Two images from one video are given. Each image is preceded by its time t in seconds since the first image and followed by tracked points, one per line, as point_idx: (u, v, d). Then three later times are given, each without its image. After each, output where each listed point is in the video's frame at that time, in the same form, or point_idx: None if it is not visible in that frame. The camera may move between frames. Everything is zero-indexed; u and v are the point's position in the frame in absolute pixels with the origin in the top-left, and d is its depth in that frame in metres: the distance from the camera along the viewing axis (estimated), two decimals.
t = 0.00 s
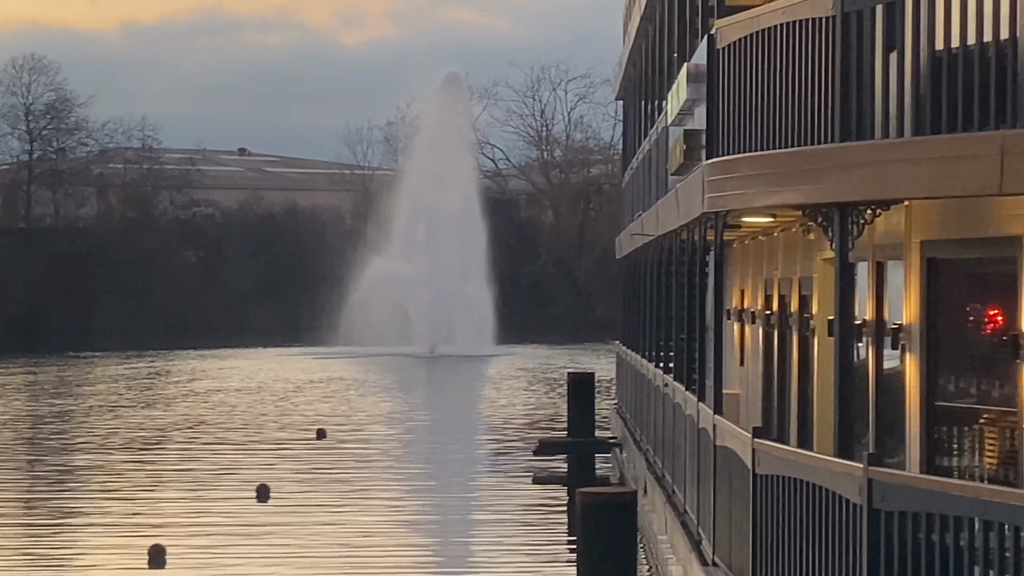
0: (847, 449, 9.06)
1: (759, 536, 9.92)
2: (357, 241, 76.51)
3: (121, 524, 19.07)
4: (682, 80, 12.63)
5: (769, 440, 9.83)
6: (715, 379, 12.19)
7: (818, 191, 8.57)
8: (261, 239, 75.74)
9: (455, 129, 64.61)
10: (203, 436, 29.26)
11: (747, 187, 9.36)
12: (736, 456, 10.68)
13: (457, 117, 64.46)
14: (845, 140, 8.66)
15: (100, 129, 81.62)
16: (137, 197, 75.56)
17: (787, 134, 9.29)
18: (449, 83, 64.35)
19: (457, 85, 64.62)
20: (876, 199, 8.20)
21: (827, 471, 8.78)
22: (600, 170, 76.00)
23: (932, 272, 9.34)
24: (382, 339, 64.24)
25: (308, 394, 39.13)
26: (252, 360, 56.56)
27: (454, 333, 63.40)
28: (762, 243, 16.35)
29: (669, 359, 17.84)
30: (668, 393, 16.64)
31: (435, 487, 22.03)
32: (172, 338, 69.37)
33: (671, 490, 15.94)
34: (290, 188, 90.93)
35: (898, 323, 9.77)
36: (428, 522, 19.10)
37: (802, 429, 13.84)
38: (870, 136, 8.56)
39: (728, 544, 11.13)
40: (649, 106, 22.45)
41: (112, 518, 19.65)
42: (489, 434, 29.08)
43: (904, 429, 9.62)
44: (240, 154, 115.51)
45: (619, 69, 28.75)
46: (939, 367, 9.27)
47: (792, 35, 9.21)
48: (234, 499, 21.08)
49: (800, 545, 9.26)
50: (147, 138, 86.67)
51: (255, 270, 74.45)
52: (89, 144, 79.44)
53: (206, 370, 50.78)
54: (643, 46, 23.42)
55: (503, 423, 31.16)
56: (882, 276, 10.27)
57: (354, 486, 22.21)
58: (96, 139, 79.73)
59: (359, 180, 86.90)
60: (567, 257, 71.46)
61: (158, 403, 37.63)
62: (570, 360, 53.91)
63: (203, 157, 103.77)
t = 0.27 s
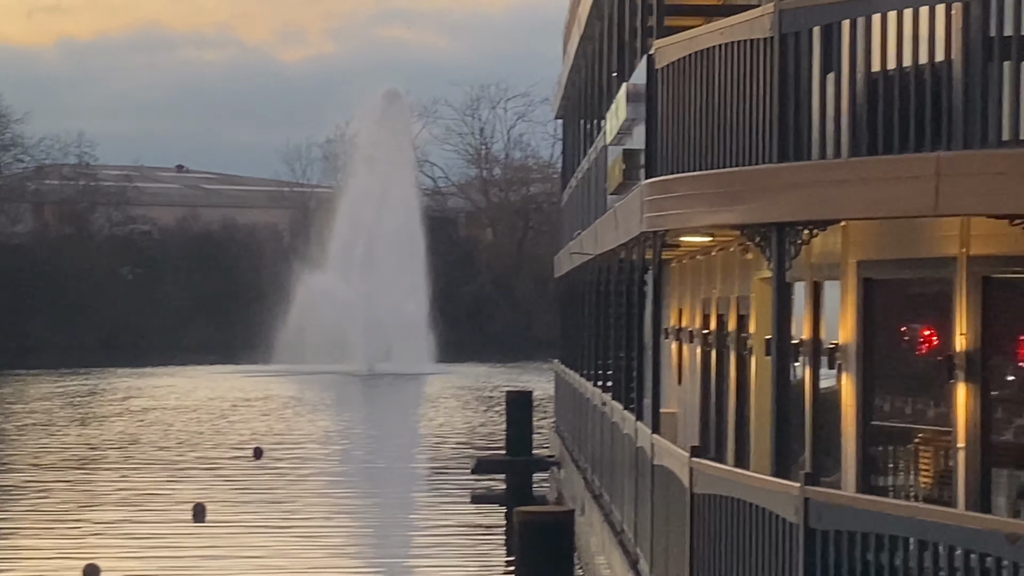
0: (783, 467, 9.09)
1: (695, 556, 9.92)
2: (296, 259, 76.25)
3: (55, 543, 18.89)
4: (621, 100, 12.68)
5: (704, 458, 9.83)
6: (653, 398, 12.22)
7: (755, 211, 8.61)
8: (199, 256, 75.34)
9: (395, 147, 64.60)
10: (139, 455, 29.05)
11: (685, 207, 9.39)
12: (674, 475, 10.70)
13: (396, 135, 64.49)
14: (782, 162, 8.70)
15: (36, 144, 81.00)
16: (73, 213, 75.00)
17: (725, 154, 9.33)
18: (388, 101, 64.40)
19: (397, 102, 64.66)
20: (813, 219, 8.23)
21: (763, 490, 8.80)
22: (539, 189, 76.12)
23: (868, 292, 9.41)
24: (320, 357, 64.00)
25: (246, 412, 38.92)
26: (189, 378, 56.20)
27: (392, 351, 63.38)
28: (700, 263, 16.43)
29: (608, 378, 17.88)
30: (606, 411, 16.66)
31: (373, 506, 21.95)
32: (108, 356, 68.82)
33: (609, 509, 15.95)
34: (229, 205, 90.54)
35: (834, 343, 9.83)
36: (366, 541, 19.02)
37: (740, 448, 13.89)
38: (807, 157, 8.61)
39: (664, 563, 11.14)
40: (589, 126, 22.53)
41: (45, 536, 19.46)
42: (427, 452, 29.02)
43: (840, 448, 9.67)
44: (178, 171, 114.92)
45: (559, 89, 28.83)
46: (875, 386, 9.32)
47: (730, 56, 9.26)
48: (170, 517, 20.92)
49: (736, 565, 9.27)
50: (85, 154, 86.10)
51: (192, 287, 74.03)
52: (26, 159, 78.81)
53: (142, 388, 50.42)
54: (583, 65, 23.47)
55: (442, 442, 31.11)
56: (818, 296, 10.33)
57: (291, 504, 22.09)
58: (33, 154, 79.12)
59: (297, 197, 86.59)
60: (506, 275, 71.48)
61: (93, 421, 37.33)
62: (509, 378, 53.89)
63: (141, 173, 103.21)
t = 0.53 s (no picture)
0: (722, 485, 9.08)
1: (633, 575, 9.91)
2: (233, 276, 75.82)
3: None
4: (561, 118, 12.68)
5: (643, 477, 9.82)
6: (592, 416, 12.20)
7: (695, 230, 8.62)
8: (136, 273, 74.77)
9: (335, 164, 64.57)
10: (74, 473, 28.72)
11: (624, 226, 9.39)
12: (613, 494, 10.67)
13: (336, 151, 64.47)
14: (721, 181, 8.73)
15: None
16: (7, 228, 74.24)
17: (664, 173, 9.34)
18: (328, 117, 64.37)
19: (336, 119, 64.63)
20: (752, 238, 8.25)
21: (702, 509, 8.79)
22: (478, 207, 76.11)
23: (806, 311, 9.44)
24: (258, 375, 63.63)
25: (182, 431, 38.61)
26: (125, 396, 55.72)
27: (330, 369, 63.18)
28: (639, 281, 16.45)
29: (546, 396, 17.86)
30: (545, 429, 16.62)
31: (310, 525, 21.80)
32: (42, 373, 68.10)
33: (548, 527, 15.91)
34: (166, 221, 89.96)
35: (773, 361, 9.86)
36: (303, 560, 18.87)
37: (678, 466, 13.89)
38: (746, 177, 8.64)
39: None
40: (528, 144, 22.53)
41: None
42: (365, 471, 28.89)
43: (779, 466, 9.69)
44: (115, 187, 114.10)
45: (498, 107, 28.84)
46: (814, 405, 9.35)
47: (669, 76, 9.28)
48: (104, 537, 20.69)
49: None
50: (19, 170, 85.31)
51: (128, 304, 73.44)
52: None
53: (77, 405, 49.91)
54: (523, 84, 23.49)
55: (379, 461, 30.97)
56: (757, 314, 10.36)
57: (228, 523, 21.91)
58: None
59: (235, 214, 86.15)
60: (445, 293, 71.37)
61: (27, 439, 36.89)
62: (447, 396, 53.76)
63: (76, 189, 102.38)
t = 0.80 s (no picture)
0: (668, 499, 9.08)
1: None
2: (176, 289, 75.35)
3: None
4: (507, 132, 12.67)
5: (589, 492, 9.79)
6: (538, 430, 12.19)
7: (640, 245, 8.63)
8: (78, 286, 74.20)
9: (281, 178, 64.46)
10: (13, 488, 28.41)
11: (570, 240, 9.39)
12: (557, 508, 10.66)
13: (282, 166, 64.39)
14: (667, 195, 8.74)
15: None
16: None
17: (609, 188, 9.35)
18: (276, 132, 64.26)
19: (281, 133, 64.49)
20: (697, 253, 8.26)
21: (647, 523, 8.78)
22: (423, 221, 76.01)
23: (751, 325, 9.48)
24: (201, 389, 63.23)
25: (123, 446, 38.27)
26: (66, 410, 55.25)
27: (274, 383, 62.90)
28: (584, 295, 16.47)
29: (491, 411, 17.84)
30: (490, 444, 16.59)
31: (255, 540, 21.66)
32: None
33: (493, 542, 15.87)
34: (108, 235, 89.28)
35: (718, 375, 9.89)
36: None
37: (624, 480, 13.92)
38: (692, 191, 8.66)
39: None
40: (473, 157, 22.50)
41: None
42: (309, 486, 28.73)
43: (724, 480, 9.71)
44: (57, 200, 113.27)
45: (443, 121, 28.80)
46: (759, 419, 9.38)
47: (614, 90, 9.29)
48: (45, 553, 20.47)
49: None
50: None
51: (70, 318, 72.85)
52: None
53: (17, 420, 49.35)
54: (468, 98, 23.48)
55: (323, 475, 30.83)
56: (702, 328, 10.38)
57: (171, 538, 21.72)
58: None
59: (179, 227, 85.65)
60: (390, 307, 71.20)
61: None
62: (392, 411, 53.55)
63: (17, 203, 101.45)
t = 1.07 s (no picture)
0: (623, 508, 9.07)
1: None
2: (128, 298, 74.91)
3: None
4: (461, 141, 12.65)
5: (544, 501, 9.77)
6: (492, 439, 12.17)
7: (594, 254, 8.64)
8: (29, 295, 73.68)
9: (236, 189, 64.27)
10: None
11: (524, 249, 9.38)
12: (512, 517, 10.65)
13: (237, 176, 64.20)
14: (621, 204, 8.75)
15: None
16: None
17: (563, 197, 9.35)
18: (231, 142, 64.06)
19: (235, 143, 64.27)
20: (652, 262, 8.27)
21: (602, 532, 8.77)
22: (378, 230, 75.86)
23: (705, 334, 9.50)
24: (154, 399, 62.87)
25: (74, 455, 37.99)
26: (17, 420, 54.79)
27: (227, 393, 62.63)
28: (538, 304, 16.47)
29: (445, 420, 17.81)
30: (444, 453, 16.56)
31: (208, 550, 21.53)
32: None
33: (447, 551, 15.84)
34: (59, 243, 88.66)
35: (673, 384, 9.91)
36: None
37: (578, 489, 13.93)
38: (646, 201, 8.67)
39: None
40: (427, 166, 22.47)
41: None
42: (262, 495, 28.59)
43: (678, 489, 9.72)
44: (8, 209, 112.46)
45: (397, 129, 28.74)
46: (713, 428, 9.40)
47: (568, 99, 9.30)
48: None
49: None
50: None
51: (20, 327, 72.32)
52: None
53: None
54: (422, 107, 23.45)
55: (276, 485, 30.69)
56: (657, 337, 10.40)
57: (123, 549, 21.57)
58: None
59: (132, 236, 85.18)
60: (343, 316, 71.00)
61: None
62: (346, 420, 53.37)
63: None
